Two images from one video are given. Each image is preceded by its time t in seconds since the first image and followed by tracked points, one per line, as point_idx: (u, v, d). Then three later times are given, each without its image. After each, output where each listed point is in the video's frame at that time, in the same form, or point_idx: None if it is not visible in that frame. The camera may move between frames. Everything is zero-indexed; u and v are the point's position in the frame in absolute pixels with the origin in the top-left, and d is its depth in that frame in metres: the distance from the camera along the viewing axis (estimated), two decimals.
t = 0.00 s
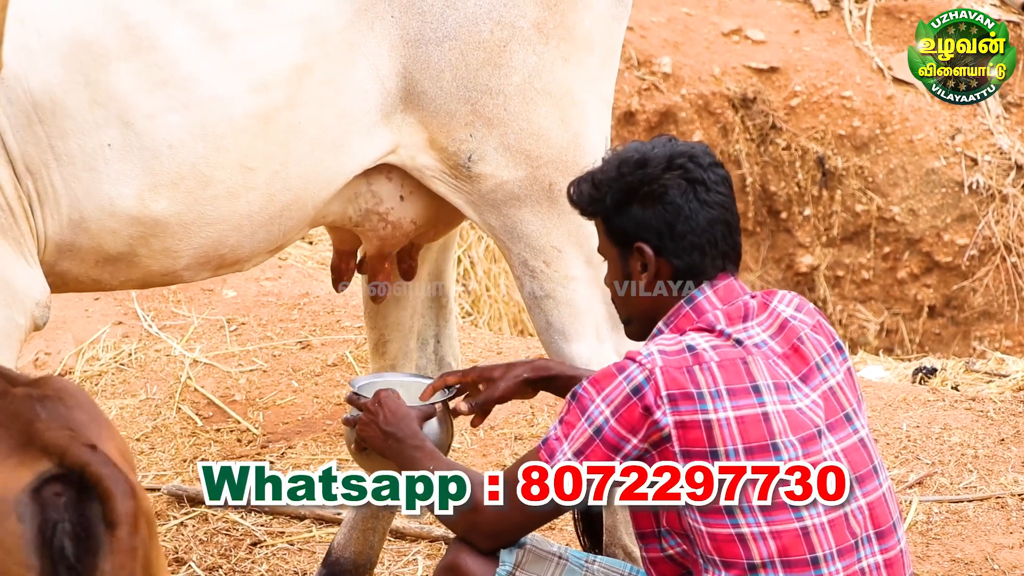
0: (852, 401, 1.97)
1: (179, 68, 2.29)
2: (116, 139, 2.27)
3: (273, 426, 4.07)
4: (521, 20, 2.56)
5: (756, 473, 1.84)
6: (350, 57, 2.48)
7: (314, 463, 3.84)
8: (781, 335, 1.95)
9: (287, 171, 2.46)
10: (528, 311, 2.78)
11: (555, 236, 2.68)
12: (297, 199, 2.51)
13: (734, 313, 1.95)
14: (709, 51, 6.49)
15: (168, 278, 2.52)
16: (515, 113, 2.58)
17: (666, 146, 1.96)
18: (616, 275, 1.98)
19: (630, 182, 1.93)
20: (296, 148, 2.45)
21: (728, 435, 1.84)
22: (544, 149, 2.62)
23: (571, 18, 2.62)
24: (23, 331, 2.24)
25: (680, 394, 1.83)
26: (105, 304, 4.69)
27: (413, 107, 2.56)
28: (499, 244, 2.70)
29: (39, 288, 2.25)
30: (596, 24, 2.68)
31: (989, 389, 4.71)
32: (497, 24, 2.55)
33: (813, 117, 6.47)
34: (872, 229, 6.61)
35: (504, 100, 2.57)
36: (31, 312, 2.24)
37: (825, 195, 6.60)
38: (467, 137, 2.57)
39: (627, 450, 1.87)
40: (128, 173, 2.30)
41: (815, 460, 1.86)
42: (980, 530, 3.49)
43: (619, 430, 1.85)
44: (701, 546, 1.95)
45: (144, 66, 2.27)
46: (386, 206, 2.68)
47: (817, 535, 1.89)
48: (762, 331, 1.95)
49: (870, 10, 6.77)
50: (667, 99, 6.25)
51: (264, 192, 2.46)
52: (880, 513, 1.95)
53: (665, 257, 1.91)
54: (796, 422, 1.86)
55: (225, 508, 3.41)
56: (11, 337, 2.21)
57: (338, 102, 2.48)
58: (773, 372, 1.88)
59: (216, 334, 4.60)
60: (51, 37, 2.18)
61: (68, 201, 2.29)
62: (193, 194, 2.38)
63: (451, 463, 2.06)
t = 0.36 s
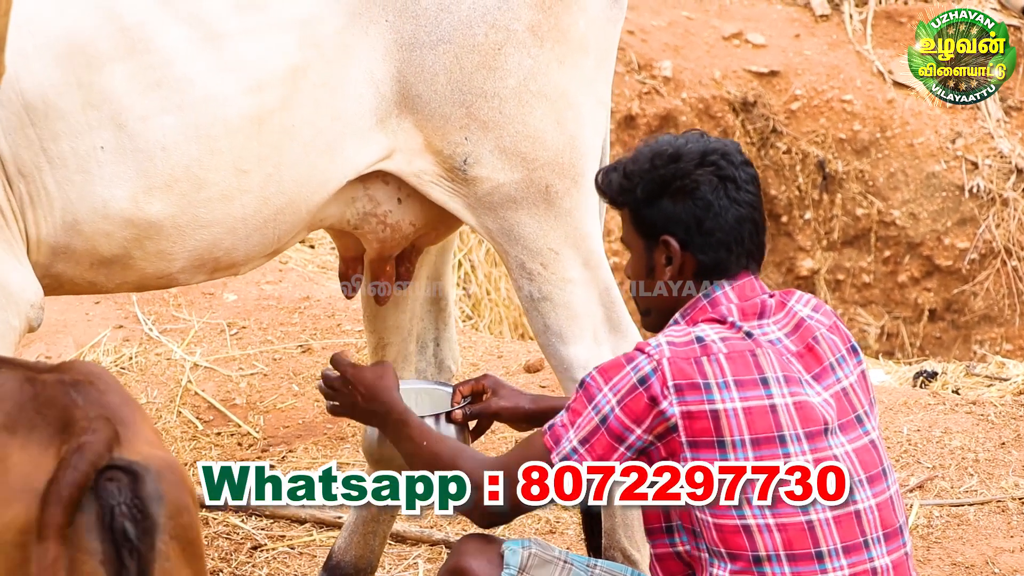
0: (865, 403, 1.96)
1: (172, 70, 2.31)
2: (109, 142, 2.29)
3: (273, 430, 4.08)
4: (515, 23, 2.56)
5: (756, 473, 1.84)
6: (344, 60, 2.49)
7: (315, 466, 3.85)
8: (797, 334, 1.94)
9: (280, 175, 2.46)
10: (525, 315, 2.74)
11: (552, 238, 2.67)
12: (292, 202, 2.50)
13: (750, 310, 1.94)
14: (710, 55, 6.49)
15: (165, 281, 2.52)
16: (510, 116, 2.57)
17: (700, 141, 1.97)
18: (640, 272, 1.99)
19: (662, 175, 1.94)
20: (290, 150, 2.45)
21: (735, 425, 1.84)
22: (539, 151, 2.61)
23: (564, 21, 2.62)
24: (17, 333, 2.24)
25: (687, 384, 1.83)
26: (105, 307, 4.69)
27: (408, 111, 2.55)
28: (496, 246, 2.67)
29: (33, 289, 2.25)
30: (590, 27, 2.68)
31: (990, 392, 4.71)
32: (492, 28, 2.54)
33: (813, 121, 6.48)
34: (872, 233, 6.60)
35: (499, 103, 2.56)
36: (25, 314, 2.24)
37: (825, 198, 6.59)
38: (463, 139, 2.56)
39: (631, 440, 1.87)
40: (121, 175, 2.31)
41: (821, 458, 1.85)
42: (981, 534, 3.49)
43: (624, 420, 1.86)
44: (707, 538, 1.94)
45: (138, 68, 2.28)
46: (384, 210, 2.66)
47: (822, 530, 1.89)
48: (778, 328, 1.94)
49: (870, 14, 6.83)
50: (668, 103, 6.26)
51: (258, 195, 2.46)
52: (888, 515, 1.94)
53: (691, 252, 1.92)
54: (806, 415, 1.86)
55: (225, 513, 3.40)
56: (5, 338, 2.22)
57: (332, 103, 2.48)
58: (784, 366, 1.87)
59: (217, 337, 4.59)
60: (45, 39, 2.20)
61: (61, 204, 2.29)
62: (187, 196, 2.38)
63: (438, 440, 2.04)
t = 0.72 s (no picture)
0: (868, 404, 1.94)
1: (170, 73, 2.31)
2: (106, 146, 2.29)
3: (275, 433, 4.08)
4: (516, 26, 2.56)
5: (756, 473, 1.84)
6: (344, 65, 2.49)
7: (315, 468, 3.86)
8: (804, 334, 1.93)
9: (280, 179, 2.46)
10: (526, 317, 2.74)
11: (553, 241, 2.67)
12: (292, 206, 2.50)
13: (757, 309, 1.93)
14: (711, 58, 6.50)
15: (164, 285, 2.52)
16: (511, 119, 2.57)
17: (705, 142, 1.98)
18: (651, 275, 2.00)
19: (669, 176, 1.95)
20: (290, 152, 2.45)
21: (729, 419, 1.84)
22: (540, 154, 2.61)
23: (565, 23, 2.62)
24: (8, 336, 2.21)
25: (682, 373, 1.84)
26: (106, 310, 4.70)
27: (409, 114, 2.55)
28: (497, 249, 2.67)
29: (25, 292, 2.23)
30: (590, 29, 2.68)
31: (992, 395, 4.71)
32: (492, 30, 2.54)
33: (815, 124, 6.48)
34: (874, 236, 6.60)
35: (499, 105, 2.56)
36: (18, 317, 2.22)
37: (827, 202, 6.60)
38: (463, 142, 2.56)
39: (623, 420, 1.90)
40: (118, 179, 2.31)
41: (818, 458, 1.85)
42: (982, 537, 3.48)
43: (617, 397, 1.89)
44: (706, 526, 1.96)
45: (137, 70, 2.29)
46: (387, 212, 2.65)
47: (818, 526, 1.88)
48: (786, 329, 1.93)
49: (872, 17, 6.83)
50: (669, 106, 6.27)
51: (258, 199, 2.46)
52: (886, 516, 1.93)
53: (700, 251, 1.94)
54: (803, 412, 1.85)
55: (226, 516, 3.40)
56: None
57: (333, 107, 2.49)
58: (786, 362, 1.86)
59: (218, 340, 4.59)
60: (42, 42, 2.19)
61: (57, 207, 2.29)
62: (186, 200, 2.39)
63: (446, 349, 2.13)
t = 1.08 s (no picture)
0: (869, 403, 1.95)
1: (171, 74, 2.31)
2: (107, 147, 2.28)
3: (276, 435, 4.08)
4: (519, 29, 2.56)
5: (756, 473, 1.84)
6: (347, 67, 2.49)
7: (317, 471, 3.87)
8: (806, 333, 1.93)
9: (282, 180, 2.46)
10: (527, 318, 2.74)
11: (555, 244, 2.66)
12: (294, 208, 2.50)
13: (759, 307, 1.93)
14: (712, 61, 6.50)
15: (166, 287, 2.52)
16: (513, 121, 2.57)
17: (702, 141, 2.00)
18: (653, 275, 1.99)
19: (670, 176, 1.96)
20: (292, 154, 2.45)
21: (731, 415, 1.84)
22: (542, 156, 2.61)
23: (568, 26, 2.62)
24: (9, 338, 2.21)
25: (685, 368, 1.85)
26: (107, 313, 4.70)
27: (412, 117, 2.55)
28: (500, 252, 2.67)
29: (26, 294, 2.22)
30: (594, 32, 2.68)
31: (992, 398, 4.71)
32: (495, 33, 2.54)
33: (816, 127, 6.48)
34: (875, 239, 6.60)
35: (502, 108, 2.56)
36: (19, 319, 2.22)
37: (827, 204, 6.59)
38: (465, 145, 2.56)
39: (624, 413, 1.90)
40: (120, 180, 2.31)
41: (818, 457, 1.85)
42: (983, 539, 3.48)
43: (619, 391, 1.90)
44: (706, 523, 1.95)
45: (139, 72, 2.29)
46: (391, 216, 2.65)
47: (818, 523, 1.89)
48: (787, 328, 1.93)
49: (874, 20, 6.83)
50: (671, 108, 6.27)
51: (260, 200, 2.46)
52: (886, 515, 1.93)
53: (703, 249, 1.94)
54: (805, 410, 1.85)
55: (228, 519, 3.40)
56: None
57: (335, 110, 2.48)
58: (788, 361, 1.87)
59: (219, 343, 4.59)
60: (43, 44, 2.19)
61: (58, 209, 2.29)
62: (188, 201, 2.38)
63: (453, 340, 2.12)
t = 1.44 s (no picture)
0: (872, 404, 1.95)
1: (172, 75, 2.32)
2: (107, 148, 2.29)
3: (277, 437, 4.08)
4: (520, 30, 2.56)
5: (755, 473, 1.85)
6: (348, 67, 2.49)
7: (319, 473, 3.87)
8: (811, 332, 1.94)
9: (283, 181, 2.46)
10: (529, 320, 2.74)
11: (557, 244, 2.66)
12: (295, 209, 2.50)
13: (765, 304, 1.94)
14: (713, 62, 6.48)
15: (167, 288, 2.52)
16: (515, 122, 2.57)
17: (717, 139, 2.02)
18: (658, 271, 2.01)
19: (680, 169, 1.98)
20: (293, 155, 2.45)
21: (737, 409, 1.84)
22: (545, 157, 2.61)
23: (570, 27, 2.62)
24: (7, 339, 2.20)
25: (694, 361, 1.85)
26: (108, 314, 4.69)
27: (414, 118, 2.55)
28: (502, 254, 2.67)
29: (25, 295, 2.22)
30: (595, 33, 2.68)
31: (994, 399, 4.71)
32: (497, 33, 2.54)
33: (817, 128, 6.47)
34: (876, 240, 6.60)
35: (504, 109, 2.55)
36: (18, 321, 2.21)
37: (829, 206, 6.59)
38: (467, 146, 2.56)
39: (632, 411, 1.88)
40: (121, 181, 2.31)
41: (825, 451, 1.86)
42: (984, 540, 3.48)
43: (627, 386, 1.88)
44: (706, 518, 1.95)
45: (139, 73, 2.29)
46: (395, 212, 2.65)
47: (820, 520, 1.88)
48: (793, 327, 1.93)
49: (874, 21, 6.81)
50: (671, 109, 6.27)
51: (261, 201, 2.46)
52: (886, 515, 1.93)
53: (708, 245, 1.95)
54: (811, 408, 1.86)
55: (228, 520, 3.40)
56: None
57: (337, 111, 2.49)
58: (794, 357, 1.88)
59: (220, 344, 4.59)
60: (43, 45, 2.20)
61: (57, 210, 2.29)
62: (188, 202, 2.39)
63: (463, 367, 2.02)
